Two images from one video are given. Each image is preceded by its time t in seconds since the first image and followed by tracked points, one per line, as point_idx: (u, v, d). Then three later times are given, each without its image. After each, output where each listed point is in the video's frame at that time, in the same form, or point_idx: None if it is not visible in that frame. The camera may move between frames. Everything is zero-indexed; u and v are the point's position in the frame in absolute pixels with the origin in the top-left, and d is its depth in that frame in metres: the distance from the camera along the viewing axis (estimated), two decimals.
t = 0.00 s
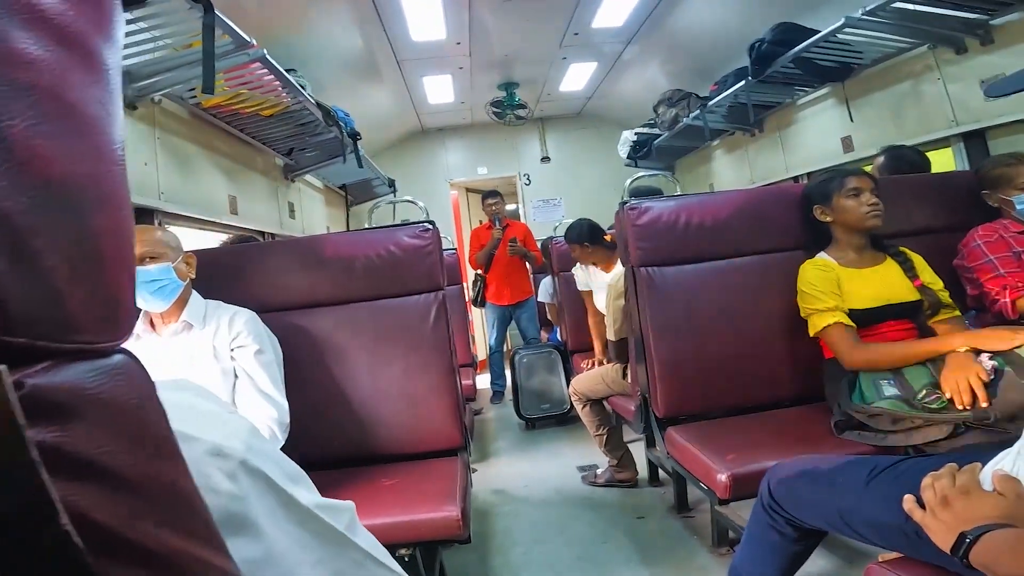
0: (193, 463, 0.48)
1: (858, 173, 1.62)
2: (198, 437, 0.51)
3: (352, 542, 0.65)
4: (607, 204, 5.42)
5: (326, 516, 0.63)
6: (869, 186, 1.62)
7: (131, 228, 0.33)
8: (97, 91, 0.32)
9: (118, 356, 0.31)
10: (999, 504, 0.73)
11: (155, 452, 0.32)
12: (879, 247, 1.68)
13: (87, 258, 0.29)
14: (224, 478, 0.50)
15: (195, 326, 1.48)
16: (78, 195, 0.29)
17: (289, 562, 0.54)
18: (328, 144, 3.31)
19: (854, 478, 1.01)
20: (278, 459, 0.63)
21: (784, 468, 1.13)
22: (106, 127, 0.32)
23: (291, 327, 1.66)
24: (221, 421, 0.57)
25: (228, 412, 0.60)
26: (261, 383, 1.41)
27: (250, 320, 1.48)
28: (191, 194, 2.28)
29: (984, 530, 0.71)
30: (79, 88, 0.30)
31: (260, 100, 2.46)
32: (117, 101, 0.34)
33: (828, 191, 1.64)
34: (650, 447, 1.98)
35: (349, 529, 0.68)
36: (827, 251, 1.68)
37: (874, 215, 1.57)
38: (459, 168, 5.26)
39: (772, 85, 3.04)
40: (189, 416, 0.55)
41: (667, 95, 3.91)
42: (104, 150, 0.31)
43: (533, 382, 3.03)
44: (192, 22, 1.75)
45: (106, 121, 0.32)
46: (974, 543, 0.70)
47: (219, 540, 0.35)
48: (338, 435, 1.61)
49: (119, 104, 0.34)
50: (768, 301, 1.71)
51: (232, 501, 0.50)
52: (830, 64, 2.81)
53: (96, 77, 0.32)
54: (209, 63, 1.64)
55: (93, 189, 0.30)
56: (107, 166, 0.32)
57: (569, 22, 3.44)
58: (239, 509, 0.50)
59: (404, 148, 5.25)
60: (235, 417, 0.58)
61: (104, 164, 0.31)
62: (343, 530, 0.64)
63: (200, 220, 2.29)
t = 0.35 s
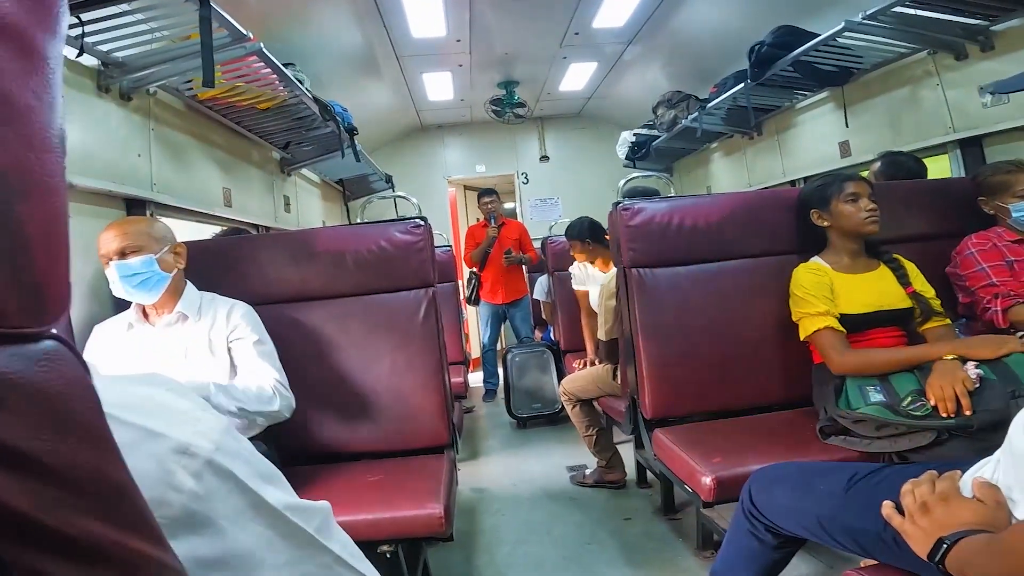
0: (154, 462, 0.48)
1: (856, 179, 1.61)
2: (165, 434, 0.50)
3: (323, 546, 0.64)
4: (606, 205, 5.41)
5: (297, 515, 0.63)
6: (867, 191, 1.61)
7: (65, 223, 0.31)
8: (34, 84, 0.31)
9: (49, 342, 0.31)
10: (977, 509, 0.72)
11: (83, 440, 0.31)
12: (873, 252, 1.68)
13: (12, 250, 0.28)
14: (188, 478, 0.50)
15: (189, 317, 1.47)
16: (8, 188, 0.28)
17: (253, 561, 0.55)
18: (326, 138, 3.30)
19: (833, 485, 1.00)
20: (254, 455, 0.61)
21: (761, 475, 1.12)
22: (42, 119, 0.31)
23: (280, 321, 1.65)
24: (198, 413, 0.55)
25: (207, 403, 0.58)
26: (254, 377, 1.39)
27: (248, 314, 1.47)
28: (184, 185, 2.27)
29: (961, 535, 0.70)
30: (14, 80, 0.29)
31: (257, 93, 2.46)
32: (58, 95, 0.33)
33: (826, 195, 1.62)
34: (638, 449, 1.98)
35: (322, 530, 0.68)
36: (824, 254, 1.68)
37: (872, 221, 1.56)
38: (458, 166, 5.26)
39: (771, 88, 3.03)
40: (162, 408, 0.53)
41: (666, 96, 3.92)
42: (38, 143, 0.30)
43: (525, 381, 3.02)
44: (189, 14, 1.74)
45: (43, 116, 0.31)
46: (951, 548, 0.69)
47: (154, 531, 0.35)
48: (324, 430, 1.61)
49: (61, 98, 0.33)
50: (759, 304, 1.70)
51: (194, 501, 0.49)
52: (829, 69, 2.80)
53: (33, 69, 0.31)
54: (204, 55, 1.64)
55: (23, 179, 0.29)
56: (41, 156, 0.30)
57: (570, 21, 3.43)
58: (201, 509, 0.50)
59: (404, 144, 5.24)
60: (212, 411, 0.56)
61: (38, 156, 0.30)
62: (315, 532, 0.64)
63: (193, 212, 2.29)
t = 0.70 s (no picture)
0: (107, 443, 0.46)
1: (851, 167, 1.61)
2: (123, 413, 0.48)
3: (294, 535, 0.64)
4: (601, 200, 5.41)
5: (266, 502, 0.61)
6: (863, 179, 1.61)
7: None
8: None
9: None
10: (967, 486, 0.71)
11: None
12: (866, 241, 1.67)
13: None
14: (143, 458, 0.48)
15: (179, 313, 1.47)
16: None
17: (213, 547, 0.53)
18: (318, 133, 3.29)
19: (828, 468, 0.99)
20: (221, 438, 0.60)
21: (757, 462, 1.11)
22: None
23: (270, 314, 1.64)
24: (159, 393, 0.54)
25: (172, 384, 0.57)
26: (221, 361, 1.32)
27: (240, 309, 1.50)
28: (174, 179, 2.26)
29: (951, 513, 0.69)
30: None
31: (247, 87, 2.44)
32: None
33: (822, 182, 1.61)
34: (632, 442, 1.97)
35: (296, 517, 0.67)
36: (818, 242, 1.67)
37: (869, 209, 1.56)
38: (453, 161, 5.24)
39: (763, 80, 3.02)
40: (124, 386, 0.51)
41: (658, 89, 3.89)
42: None
43: (520, 376, 3.01)
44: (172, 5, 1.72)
45: None
46: (940, 525, 0.69)
47: (82, 507, 0.33)
48: (314, 424, 1.60)
49: None
50: (751, 295, 1.69)
51: (148, 483, 0.47)
52: (821, 60, 2.79)
53: None
54: (188, 47, 1.63)
55: None
56: None
57: (562, 15, 3.42)
58: (152, 493, 0.48)
59: (398, 140, 5.23)
60: (174, 392, 0.55)
61: None
62: (284, 519, 0.63)
63: (182, 207, 2.27)
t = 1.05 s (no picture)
0: (152, 439, 0.48)
1: (859, 164, 1.62)
2: (164, 411, 0.51)
3: (320, 524, 0.65)
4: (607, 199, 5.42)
5: (294, 495, 0.63)
6: (870, 176, 1.61)
7: (54, 191, 0.31)
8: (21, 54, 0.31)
9: (38, 302, 0.30)
10: (981, 486, 0.72)
11: (69, 400, 0.30)
12: (875, 237, 1.68)
13: None
14: (185, 454, 0.50)
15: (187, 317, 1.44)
16: None
17: (247, 541, 0.55)
18: (326, 136, 3.31)
19: (837, 467, 0.99)
20: (251, 435, 0.62)
21: (762, 461, 1.12)
22: (33, 94, 0.31)
23: (283, 316, 1.66)
24: (195, 392, 0.56)
25: (207, 384, 0.59)
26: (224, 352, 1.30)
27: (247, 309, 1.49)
28: (186, 184, 2.28)
29: (966, 514, 0.70)
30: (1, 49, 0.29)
31: (256, 92, 2.47)
32: (49, 70, 0.33)
33: (829, 179, 1.62)
34: (643, 439, 1.98)
35: (320, 510, 0.68)
36: (826, 239, 1.67)
37: (875, 205, 1.57)
38: (459, 162, 5.26)
39: (769, 78, 3.03)
40: (160, 386, 0.53)
41: (666, 88, 3.84)
42: (28, 110, 0.30)
43: (530, 376, 3.03)
44: (184, 12, 1.75)
45: (34, 85, 0.31)
46: (955, 526, 0.70)
47: (147, 497, 0.34)
48: (328, 424, 1.61)
49: (52, 73, 0.33)
50: (760, 292, 1.70)
51: (190, 477, 0.50)
52: (827, 57, 2.79)
53: (20, 39, 0.31)
54: (200, 53, 1.65)
55: (7, 142, 0.29)
56: (30, 124, 0.30)
57: (567, 16, 3.44)
58: (197, 487, 0.50)
59: (404, 142, 5.26)
60: (210, 391, 0.56)
61: (22, 122, 0.30)
62: (311, 511, 0.64)
63: (195, 211, 2.30)
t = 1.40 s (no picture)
0: (159, 425, 0.49)
1: (863, 165, 1.61)
2: (168, 398, 0.51)
3: (324, 513, 0.64)
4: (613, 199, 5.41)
5: (299, 482, 0.63)
6: (874, 176, 1.61)
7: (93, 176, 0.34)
8: (62, 51, 0.33)
9: (73, 295, 0.33)
10: (989, 489, 0.72)
11: (102, 393, 0.33)
12: (881, 238, 1.68)
13: (39, 195, 0.30)
14: (192, 441, 0.51)
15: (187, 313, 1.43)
16: (35, 139, 0.30)
17: (255, 529, 0.56)
18: (332, 134, 3.32)
19: (845, 466, 0.99)
20: (255, 422, 0.62)
21: (768, 461, 1.12)
22: (73, 84, 0.34)
23: (290, 312, 1.67)
24: (199, 378, 0.56)
25: (207, 370, 0.59)
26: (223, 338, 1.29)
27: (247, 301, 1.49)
28: (193, 180, 2.29)
29: (974, 517, 0.70)
30: (44, 47, 0.32)
31: (264, 88, 2.47)
32: (84, 59, 0.36)
33: (833, 181, 1.62)
34: (647, 439, 1.97)
35: (325, 498, 0.68)
36: (831, 240, 1.67)
37: (880, 206, 1.57)
38: (464, 160, 5.26)
39: (776, 78, 3.02)
40: (165, 372, 0.54)
41: (671, 88, 3.90)
42: (66, 103, 0.33)
43: (533, 374, 3.04)
44: (193, 9, 1.75)
45: (72, 79, 0.34)
46: (963, 529, 0.69)
47: (170, 490, 0.36)
48: (333, 421, 1.62)
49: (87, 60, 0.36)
50: (765, 292, 1.70)
51: (199, 464, 0.51)
52: (835, 58, 2.78)
53: (60, 36, 0.33)
54: (209, 50, 1.66)
55: (51, 133, 0.31)
56: (66, 116, 0.33)
57: (574, 14, 3.43)
58: (205, 473, 0.52)
59: (409, 140, 5.26)
60: (212, 376, 0.57)
61: (64, 113, 0.33)
62: (316, 499, 0.64)
63: (201, 207, 2.30)
